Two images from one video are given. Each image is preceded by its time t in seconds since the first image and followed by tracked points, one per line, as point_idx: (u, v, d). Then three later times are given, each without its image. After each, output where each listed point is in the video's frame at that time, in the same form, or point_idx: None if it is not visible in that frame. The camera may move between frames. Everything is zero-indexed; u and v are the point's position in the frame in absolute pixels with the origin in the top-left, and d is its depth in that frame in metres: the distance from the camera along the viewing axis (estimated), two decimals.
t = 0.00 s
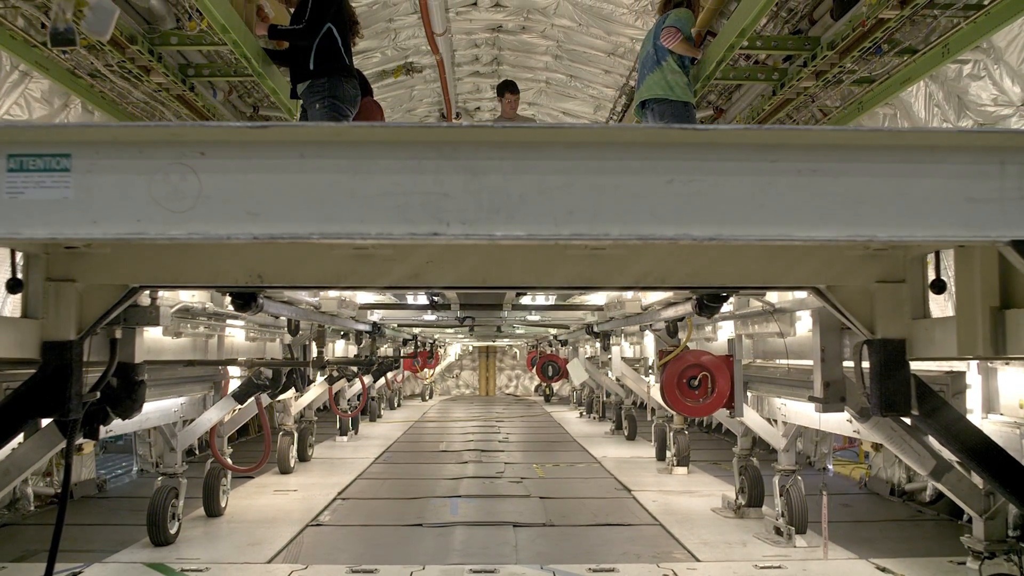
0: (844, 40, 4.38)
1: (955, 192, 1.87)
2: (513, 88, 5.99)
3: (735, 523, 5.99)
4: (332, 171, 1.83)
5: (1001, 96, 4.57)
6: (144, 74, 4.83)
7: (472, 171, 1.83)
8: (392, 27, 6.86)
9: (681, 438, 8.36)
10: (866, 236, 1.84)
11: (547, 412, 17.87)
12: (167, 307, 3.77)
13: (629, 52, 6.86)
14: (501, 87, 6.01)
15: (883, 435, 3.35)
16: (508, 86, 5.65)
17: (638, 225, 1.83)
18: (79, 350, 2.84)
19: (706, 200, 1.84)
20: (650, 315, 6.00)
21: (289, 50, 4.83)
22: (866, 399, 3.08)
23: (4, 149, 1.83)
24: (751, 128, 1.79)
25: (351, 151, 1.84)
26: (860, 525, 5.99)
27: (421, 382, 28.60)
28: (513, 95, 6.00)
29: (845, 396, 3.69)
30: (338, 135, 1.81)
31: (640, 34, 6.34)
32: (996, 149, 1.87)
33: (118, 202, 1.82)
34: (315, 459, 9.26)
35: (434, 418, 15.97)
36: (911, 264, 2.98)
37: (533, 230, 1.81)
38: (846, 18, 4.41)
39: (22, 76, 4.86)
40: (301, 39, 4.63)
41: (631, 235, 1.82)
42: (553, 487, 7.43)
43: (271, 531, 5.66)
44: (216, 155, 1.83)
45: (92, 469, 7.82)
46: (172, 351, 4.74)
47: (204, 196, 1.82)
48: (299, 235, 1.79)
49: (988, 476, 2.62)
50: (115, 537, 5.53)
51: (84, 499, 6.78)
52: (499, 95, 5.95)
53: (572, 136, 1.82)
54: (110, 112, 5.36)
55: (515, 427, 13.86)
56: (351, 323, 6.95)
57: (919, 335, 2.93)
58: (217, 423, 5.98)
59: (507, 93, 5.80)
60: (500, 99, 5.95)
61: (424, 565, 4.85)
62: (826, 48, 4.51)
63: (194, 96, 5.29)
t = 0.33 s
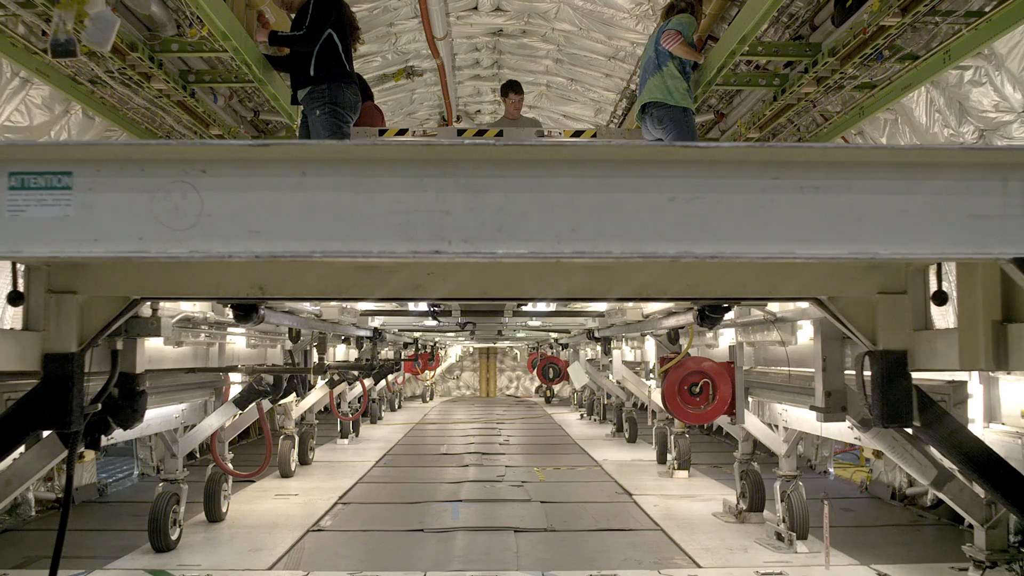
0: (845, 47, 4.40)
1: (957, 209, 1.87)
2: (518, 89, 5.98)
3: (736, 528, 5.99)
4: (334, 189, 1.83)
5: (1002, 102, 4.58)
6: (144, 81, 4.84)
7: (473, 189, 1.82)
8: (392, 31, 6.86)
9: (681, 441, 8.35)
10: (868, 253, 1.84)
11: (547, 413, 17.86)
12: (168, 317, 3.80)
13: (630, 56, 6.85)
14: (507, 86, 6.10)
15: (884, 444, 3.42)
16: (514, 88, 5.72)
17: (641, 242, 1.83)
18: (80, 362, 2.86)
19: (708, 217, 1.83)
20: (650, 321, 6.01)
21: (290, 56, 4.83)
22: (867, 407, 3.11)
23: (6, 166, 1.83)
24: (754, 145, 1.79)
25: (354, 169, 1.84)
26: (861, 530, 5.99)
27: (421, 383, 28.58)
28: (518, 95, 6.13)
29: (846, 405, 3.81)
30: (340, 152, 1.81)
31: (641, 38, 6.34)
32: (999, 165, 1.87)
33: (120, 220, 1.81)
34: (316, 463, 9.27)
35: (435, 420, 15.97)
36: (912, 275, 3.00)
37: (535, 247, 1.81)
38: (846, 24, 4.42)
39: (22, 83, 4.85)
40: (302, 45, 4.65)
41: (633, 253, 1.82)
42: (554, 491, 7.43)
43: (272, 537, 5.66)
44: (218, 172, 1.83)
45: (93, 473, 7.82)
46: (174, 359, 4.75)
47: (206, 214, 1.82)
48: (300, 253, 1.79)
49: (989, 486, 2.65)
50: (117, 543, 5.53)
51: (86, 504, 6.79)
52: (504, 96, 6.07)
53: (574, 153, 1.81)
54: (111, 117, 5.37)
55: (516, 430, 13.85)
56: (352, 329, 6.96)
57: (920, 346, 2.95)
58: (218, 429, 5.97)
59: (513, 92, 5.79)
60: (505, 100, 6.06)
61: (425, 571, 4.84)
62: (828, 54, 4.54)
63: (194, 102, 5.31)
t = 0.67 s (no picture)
0: (847, 54, 4.42)
1: (959, 227, 1.87)
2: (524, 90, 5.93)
3: (736, 534, 5.99)
4: (336, 207, 1.83)
5: (1004, 109, 4.59)
6: (146, 87, 4.85)
7: (475, 208, 1.82)
8: (393, 36, 6.86)
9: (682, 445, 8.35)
10: (870, 271, 1.84)
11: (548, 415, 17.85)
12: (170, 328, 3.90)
13: (630, 61, 6.85)
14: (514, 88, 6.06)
15: (885, 454, 3.44)
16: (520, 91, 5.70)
17: (641, 260, 1.82)
18: (82, 373, 2.96)
19: (709, 236, 1.83)
20: (652, 327, 6.01)
21: (290, 63, 4.82)
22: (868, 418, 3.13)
23: (5, 185, 1.82)
24: (755, 163, 1.79)
25: (356, 188, 1.84)
26: (862, 535, 5.98)
27: (421, 385, 28.57)
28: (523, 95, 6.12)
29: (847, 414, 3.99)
30: (341, 171, 1.81)
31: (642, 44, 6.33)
32: (1001, 182, 1.87)
33: (120, 238, 1.82)
34: (317, 466, 9.27)
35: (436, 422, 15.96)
36: (914, 287, 3.02)
37: (537, 266, 1.81)
38: (847, 31, 4.44)
39: (23, 90, 4.82)
40: (302, 52, 4.63)
41: (635, 271, 1.81)
42: (555, 495, 7.43)
43: (273, 542, 5.66)
44: (219, 191, 1.83)
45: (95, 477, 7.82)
46: (172, 369, 4.76)
47: (209, 233, 1.82)
48: (301, 272, 1.79)
49: (990, 497, 2.72)
50: (118, 549, 5.53)
51: (87, 509, 6.78)
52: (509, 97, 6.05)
53: (575, 172, 1.81)
54: (110, 122, 5.39)
55: (517, 432, 13.85)
56: (353, 335, 6.98)
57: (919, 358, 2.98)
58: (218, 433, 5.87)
59: (519, 93, 5.71)
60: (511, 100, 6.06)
61: None
62: (830, 61, 4.56)
63: (195, 108, 5.30)
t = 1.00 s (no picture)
0: (849, 61, 4.42)
1: (962, 245, 1.86)
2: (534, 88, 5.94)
3: (738, 539, 5.99)
4: (339, 226, 1.83)
5: (1005, 116, 4.58)
6: (147, 93, 4.86)
7: (478, 226, 1.82)
8: (395, 40, 6.87)
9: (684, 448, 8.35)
10: (873, 288, 1.84)
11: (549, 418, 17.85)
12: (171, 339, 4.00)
13: (632, 65, 6.85)
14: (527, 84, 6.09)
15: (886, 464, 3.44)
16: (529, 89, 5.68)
17: (643, 278, 1.82)
18: (83, 386, 3.02)
19: (712, 254, 1.83)
20: (653, 333, 6.02)
21: (293, 69, 4.80)
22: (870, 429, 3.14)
23: (8, 203, 1.82)
24: (758, 181, 1.79)
25: (359, 207, 1.84)
26: (864, 541, 5.98)
27: (422, 387, 28.58)
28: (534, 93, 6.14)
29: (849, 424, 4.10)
30: (344, 189, 1.81)
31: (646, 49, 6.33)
32: (1004, 200, 1.86)
33: (123, 256, 1.82)
34: (318, 470, 9.28)
35: (437, 425, 15.97)
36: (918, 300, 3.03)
37: (540, 284, 1.81)
38: (849, 39, 4.45)
39: (25, 96, 4.82)
40: (305, 58, 4.63)
41: (638, 289, 1.81)
42: (556, 499, 7.44)
43: (274, 548, 5.66)
44: (222, 209, 1.83)
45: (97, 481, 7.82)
46: (173, 376, 4.75)
47: (211, 251, 1.82)
48: (304, 290, 1.79)
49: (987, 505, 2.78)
50: (121, 555, 5.54)
51: (88, 513, 6.79)
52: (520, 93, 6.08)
53: (578, 190, 1.81)
54: (113, 128, 5.46)
55: (518, 434, 13.86)
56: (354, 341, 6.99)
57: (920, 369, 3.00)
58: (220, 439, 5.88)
59: (529, 90, 5.71)
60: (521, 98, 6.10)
61: None
62: (831, 69, 4.57)
63: (197, 114, 5.36)
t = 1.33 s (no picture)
0: (851, 68, 4.43)
1: (965, 262, 1.86)
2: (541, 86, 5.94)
3: (740, 545, 5.99)
4: (341, 243, 1.83)
5: (1008, 122, 4.56)
6: (149, 100, 4.88)
7: (481, 244, 1.83)
8: (396, 44, 6.86)
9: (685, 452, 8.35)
10: (876, 306, 1.84)
11: (551, 420, 17.84)
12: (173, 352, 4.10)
13: (633, 69, 6.85)
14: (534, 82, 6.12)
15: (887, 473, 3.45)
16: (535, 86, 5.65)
17: (647, 296, 1.82)
18: (87, 397, 3.09)
19: (715, 272, 1.83)
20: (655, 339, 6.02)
21: (294, 75, 4.79)
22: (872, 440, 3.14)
23: (10, 221, 1.82)
24: (761, 200, 1.79)
25: (361, 225, 1.84)
26: (865, 546, 5.98)
27: (423, 388, 28.58)
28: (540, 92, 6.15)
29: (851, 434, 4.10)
30: (346, 207, 1.81)
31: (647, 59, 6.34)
32: (1006, 218, 1.86)
33: (126, 274, 1.82)
34: (320, 472, 9.28)
35: (438, 426, 15.97)
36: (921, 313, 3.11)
37: (542, 302, 1.81)
38: (852, 45, 4.45)
39: (27, 103, 4.82)
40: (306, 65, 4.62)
41: (640, 307, 1.81)
42: (558, 503, 7.44)
43: (276, 553, 5.67)
44: (225, 228, 1.83)
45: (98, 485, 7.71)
46: (175, 386, 4.76)
47: (214, 269, 1.82)
48: (306, 308, 1.79)
49: (988, 516, 2.77)
50: (123, 560, 5.54)
51: (91, 517, 6.80)
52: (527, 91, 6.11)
53: (580, 209, 1.82)
54: (114, 134, 5.49)
55: (520, 436, 13.86)
56: (356, 347, 6.99)
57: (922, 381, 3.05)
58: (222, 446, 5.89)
59: (535, 89, 5.69)
60: (528, 96, 6.14)
61: None
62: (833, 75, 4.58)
63: (199, 121, 5.37)
